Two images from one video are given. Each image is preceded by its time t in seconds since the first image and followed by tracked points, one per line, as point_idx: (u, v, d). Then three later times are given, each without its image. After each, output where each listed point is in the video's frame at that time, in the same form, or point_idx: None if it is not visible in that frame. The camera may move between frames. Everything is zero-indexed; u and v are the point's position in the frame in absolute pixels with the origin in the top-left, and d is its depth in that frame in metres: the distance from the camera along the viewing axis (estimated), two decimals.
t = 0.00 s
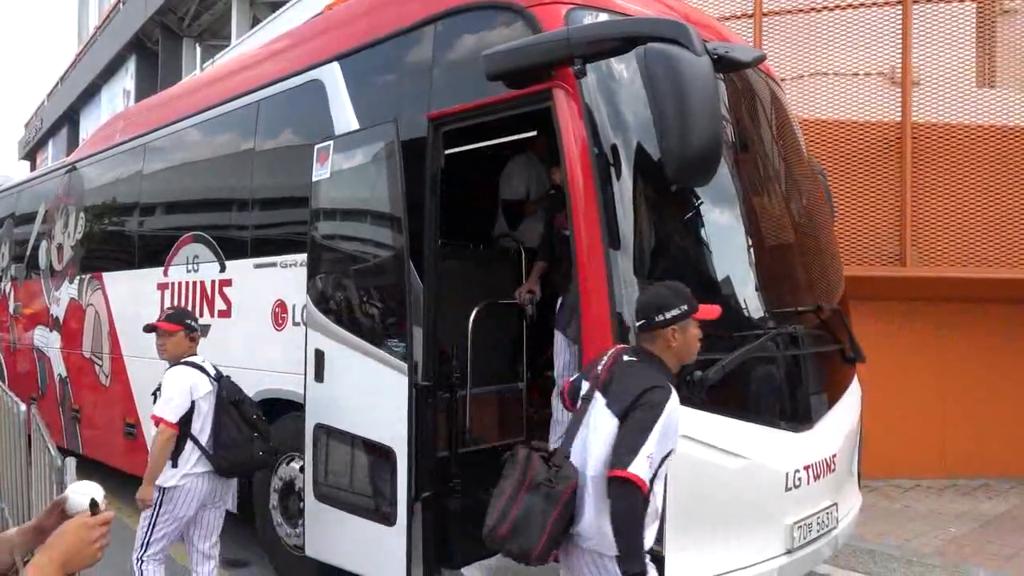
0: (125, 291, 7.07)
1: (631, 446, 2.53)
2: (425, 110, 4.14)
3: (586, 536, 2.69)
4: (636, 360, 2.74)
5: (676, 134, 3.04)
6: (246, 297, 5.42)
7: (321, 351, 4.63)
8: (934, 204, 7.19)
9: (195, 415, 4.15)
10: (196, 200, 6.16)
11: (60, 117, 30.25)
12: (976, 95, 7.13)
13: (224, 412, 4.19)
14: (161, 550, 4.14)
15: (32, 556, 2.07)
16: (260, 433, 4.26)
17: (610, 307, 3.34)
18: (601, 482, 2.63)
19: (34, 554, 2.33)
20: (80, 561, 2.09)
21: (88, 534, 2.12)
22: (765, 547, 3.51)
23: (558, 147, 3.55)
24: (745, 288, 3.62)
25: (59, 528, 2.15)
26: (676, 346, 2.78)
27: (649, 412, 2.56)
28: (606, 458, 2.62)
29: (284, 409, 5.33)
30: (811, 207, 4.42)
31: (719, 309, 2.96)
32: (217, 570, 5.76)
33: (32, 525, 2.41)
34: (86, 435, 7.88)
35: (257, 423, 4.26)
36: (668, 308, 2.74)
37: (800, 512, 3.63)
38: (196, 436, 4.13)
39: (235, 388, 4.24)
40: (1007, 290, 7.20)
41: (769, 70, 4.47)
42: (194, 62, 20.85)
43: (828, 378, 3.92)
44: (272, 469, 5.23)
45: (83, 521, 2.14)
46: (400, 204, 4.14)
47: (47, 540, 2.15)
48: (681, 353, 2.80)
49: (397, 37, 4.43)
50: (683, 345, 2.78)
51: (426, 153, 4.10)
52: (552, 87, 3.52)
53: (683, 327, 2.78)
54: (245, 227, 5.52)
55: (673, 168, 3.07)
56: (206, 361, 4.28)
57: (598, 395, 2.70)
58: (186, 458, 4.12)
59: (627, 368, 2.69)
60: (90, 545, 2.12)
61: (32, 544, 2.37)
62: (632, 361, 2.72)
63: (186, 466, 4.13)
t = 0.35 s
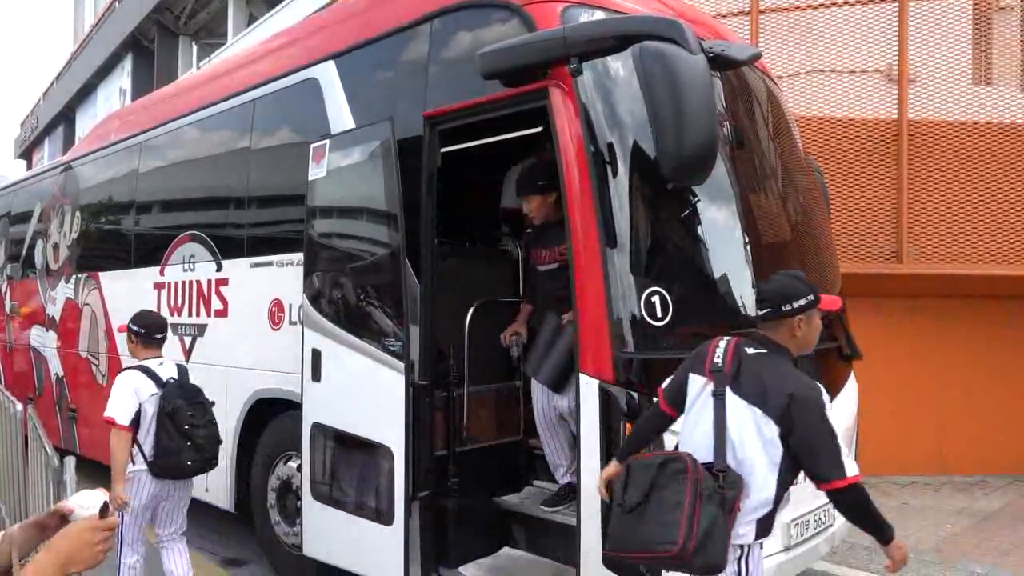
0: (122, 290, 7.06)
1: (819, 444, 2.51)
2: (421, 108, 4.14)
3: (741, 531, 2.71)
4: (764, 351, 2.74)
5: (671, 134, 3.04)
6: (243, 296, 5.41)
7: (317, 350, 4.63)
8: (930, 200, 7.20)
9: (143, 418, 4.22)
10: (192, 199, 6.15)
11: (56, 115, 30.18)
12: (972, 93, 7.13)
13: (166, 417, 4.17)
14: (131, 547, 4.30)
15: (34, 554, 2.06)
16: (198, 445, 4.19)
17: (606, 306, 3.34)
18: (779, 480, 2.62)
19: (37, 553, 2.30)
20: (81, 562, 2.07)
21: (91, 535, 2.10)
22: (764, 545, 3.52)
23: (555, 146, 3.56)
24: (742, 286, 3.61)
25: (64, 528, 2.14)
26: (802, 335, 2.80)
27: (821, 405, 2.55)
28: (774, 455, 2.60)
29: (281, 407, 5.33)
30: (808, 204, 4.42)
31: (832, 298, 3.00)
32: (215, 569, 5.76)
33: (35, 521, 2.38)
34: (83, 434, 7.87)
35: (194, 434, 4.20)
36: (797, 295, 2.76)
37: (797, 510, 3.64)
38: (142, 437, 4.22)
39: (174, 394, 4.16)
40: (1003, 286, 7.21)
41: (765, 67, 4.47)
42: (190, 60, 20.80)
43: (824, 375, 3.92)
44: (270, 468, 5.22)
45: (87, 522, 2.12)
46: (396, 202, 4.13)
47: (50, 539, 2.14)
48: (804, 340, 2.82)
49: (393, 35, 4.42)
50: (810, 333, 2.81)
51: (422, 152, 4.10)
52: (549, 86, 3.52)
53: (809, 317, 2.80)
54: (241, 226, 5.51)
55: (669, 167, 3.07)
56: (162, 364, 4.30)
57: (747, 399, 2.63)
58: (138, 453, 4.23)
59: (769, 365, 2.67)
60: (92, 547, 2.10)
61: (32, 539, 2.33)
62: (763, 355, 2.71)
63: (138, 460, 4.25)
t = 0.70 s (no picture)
0: (120, 287, 7.05)
1: (945, 411, 2.86)
2: (419, 105, 4.13)
3: (878, 516, 2.97)
4: (877, 340, 3.09)
5: (670, 130, 3.04)
6: (241, 293, 5.41)
7: (316, 347, 4.63)
8: (928, 197, 7.20)
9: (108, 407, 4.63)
10: (190, 196, 6.14)
11: (54, 113, 30.13)
12: (970, 90, 7.14)
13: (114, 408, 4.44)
14: (116, 523, 4.61)
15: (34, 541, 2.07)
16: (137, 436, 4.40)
17: (605, 302, 3.34)
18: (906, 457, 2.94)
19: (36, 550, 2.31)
20: (82, 546, 2.08)
21: (91, 521, 2.11)
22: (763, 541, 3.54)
23: (554, 142, 3.56)
24: (741, 283, 3.62)
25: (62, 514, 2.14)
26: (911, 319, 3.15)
27: (943, 378, 2.90)
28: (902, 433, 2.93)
29: (280, 405, 5.34)
30: (807, 201, 4.41)
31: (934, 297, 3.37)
32: (214, 566, 5.76)
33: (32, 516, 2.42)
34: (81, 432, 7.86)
35: (133, 425, 4.42)
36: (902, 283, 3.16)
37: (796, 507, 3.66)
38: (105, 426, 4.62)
39: (128, 387, 4.46)
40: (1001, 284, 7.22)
41: (763, 63, 4.45)
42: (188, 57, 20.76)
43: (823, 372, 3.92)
44: (269, 465, 5.22)
45: (86, 508, 2.12)
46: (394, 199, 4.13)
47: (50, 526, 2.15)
48: (914, 325, 3.16)
49: (391, 31, 4.41)
50: (918, 319, 3.17)
51: (420, 148, 4.10)
52: (548, 83, 3.53)
53: (916, 305, 3.15)
54: (239, 223, 5.50)
55: (668, 164, 3.07)
56: (135, 362, 4.67)
57: (866, 385, 2.99)
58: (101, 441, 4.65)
59: (883, 349, 3.03)
60: (92, 532, 2.10)
61: (33, 535, 2.38)
62: (878, 344, 3.07)
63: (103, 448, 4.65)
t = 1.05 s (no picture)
0: (118, 282, 7.04)
1: None
2: (418, 99, 4.13)
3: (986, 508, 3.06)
4: (989, 341, 3.17)
5: (670, 124, 3.03)
6: (239, 289, 5.41)
7: (315, 343, 4.62)
8: (927, 193, 7.21)
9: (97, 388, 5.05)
10: (189, 191, 6.13)
11: (52, 108, 30.08)
12: (970, 85, 7.11)
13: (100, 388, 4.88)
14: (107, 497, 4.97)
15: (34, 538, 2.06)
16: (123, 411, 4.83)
17: (605, 297, 3.34)
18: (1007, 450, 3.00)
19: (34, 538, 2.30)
20: (83, 543, 2.07)
21: (90, 517, 2.10)
22: (762, 536, 3.53)
23: (554, 136, 3.56)
24: (740, 278, 3.62)
25: (64, 511, 2.13)
26: (1014, 322, 3.19)
27: None
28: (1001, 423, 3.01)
29: (279, 399, 5.33)
30: (806, 196, 4.41)
31: None
32: (213, 561, 5.77)
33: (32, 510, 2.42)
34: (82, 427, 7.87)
35: (118, 402, 4.83)
36: (1005, 288, 3.23)
37: (795, 501, 3.65)
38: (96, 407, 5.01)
39: (113, 367, 4.88)
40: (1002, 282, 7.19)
41: (764, 58, 4.44)
42: (186, 52, 20.72)
43: (823, 367, 3.91)
44: (268, 460, 5.22)
45: (86, 505, 2.12)
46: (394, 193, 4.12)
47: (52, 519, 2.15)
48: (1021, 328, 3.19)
49: (391, 25, 4.40)
50: None
51: (420, 143, 4.09)
52: (548, 77, 3.52)
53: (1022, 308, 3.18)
54: (238, 218, 5.49)
55: (667, 158, 3.07)
56: (122, 344, 5.07)
57: (974, 382, 3.10)
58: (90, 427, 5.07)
59: (994, 354, 3.10)
60: (92, 530, 2.10)
61: (35, 528, 2.38)
62: (989, 346, 3.14)
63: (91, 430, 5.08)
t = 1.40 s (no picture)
0: (117, 275, 7.03)
1: None
2: (417, 91, 4.11)
3: None
4: None
5: (668, 114, 3.02)
6: (238, 282, 5.40)
7: (314, 336, 4.61)
8: (926, 184, 7.21)
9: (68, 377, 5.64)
10: (187, 185, 6.11)
11: (49, 102, 29.99)
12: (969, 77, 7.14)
13: (74, 379, 5.55)
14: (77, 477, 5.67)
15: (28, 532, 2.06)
16: (92, 402, 5.52)
17: (603, 289, 3.33)
18: None
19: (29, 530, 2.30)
20: (76, 535, 2.07)
21: (81, 510, 2.10)
22: (760, 527, 3.53)
23: (552, 129, 3.54)
24: (740, 270, 3.61)
25: (55, 505, 2.13)
26: None
27: None
28: None
29: (277, 392, 5.33)
30: (806, 188, 4.40)
31: None
32: (213, 554, 5.77)
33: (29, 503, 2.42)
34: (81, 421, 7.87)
35: (90, 394, 5.52)
36: None
37: (794, 492, 3.65)
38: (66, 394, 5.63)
39: (87, 361, 5.53)
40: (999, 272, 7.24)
41: (763, 50, 4.42)
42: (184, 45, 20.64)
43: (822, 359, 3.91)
44: (267, 453, 5.22)
45: (78, 498, 2.11)
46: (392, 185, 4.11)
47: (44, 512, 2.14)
48: None
49: (389, 16, 4.38)
50: None
51: (418, 135, 4.08)
52: (546, 69, 3.51)
53: None
54: (236, 211, 5.48)
55: (666, 149, 3.06)
56: (94, 339, 5.65)
57: None
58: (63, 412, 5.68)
59: None
60: (85, 522, 2.10)
61: (30, 521, 2.38)
62: None
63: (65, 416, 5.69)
